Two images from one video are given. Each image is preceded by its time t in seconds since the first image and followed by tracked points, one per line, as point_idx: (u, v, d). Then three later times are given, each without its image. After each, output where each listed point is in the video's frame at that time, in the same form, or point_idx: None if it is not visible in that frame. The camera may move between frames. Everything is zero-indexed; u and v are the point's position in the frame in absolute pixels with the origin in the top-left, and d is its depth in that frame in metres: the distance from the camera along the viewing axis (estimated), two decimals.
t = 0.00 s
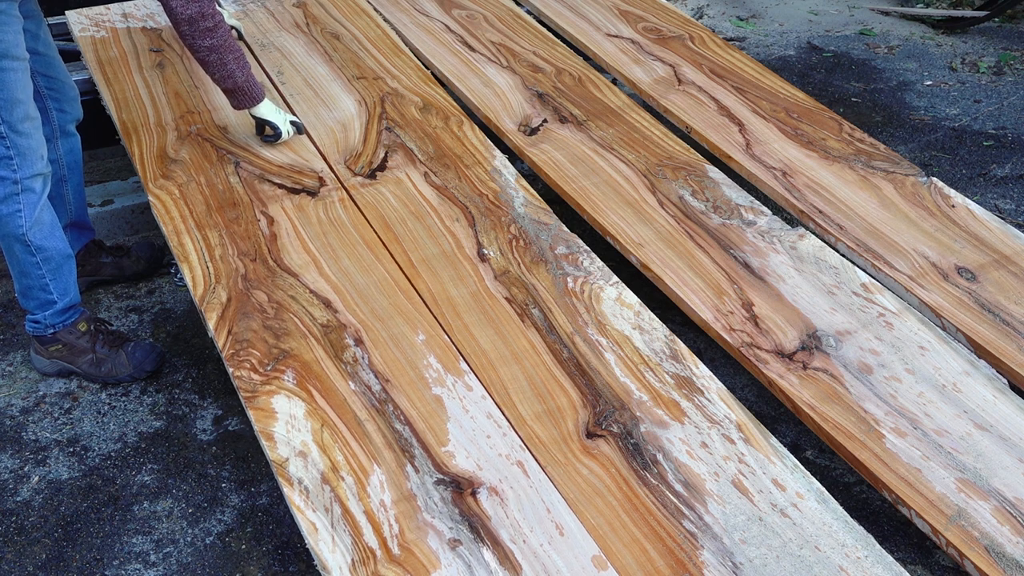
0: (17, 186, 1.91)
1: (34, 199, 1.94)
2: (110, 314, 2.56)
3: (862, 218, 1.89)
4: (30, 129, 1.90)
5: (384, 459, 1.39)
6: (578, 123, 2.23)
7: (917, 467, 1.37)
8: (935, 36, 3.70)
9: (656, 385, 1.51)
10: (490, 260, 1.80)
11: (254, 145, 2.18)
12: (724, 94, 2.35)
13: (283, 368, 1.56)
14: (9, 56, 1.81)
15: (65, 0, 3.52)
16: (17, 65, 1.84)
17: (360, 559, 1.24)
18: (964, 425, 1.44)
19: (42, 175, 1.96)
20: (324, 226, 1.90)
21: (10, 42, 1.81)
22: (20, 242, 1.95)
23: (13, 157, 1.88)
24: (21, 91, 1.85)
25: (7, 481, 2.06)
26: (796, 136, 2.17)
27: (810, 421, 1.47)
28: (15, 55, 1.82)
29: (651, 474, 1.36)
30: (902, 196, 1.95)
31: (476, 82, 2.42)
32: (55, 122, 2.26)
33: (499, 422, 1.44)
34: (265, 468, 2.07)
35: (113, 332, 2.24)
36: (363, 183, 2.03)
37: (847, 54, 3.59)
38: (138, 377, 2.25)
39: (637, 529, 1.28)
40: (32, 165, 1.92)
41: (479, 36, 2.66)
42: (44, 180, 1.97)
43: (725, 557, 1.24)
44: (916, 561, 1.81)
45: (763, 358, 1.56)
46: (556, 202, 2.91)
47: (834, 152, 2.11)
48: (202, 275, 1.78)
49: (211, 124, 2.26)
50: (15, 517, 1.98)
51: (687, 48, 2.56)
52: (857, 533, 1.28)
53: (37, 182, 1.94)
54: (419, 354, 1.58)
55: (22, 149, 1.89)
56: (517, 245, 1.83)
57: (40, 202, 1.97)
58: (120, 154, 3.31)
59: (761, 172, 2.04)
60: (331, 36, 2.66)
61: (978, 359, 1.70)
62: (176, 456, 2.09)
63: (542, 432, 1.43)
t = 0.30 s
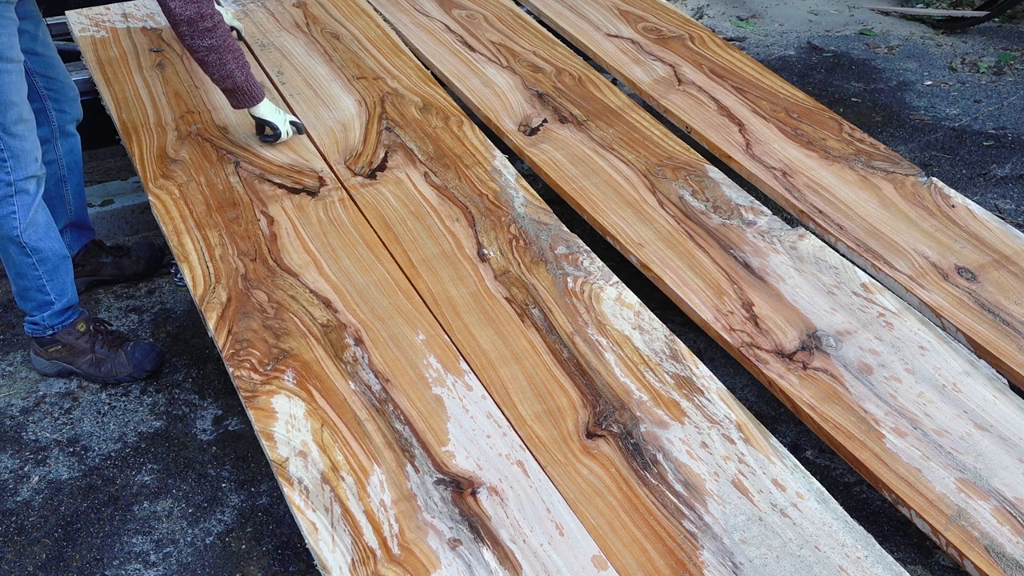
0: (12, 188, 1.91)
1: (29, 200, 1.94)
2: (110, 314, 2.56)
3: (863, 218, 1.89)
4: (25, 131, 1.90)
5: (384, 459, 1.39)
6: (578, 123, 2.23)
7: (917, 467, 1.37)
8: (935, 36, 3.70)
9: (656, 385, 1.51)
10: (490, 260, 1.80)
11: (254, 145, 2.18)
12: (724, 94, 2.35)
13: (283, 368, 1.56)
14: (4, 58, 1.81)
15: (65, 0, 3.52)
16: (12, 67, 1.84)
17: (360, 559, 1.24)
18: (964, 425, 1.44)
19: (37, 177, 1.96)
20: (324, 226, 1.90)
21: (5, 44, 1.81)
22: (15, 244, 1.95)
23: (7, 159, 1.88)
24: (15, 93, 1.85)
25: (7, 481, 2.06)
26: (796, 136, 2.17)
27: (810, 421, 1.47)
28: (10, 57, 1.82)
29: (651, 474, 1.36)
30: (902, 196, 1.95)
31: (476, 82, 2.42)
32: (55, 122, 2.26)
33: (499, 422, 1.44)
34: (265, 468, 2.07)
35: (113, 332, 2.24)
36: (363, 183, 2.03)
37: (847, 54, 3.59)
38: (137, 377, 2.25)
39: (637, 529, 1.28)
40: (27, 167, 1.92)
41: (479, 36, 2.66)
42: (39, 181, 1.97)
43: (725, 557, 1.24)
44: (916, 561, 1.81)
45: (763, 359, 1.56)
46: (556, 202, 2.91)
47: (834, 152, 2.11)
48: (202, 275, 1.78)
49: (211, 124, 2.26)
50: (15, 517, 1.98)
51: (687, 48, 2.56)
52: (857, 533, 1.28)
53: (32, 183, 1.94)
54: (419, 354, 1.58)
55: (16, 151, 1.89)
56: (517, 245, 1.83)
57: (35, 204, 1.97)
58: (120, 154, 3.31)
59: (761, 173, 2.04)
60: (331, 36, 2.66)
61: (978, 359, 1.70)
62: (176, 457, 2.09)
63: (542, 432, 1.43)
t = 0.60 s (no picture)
0: (12, 187, 1.90)
1: (29, 200, 1.94)
2: (110, 314, 2.56)
3: (863, 218, 1.89)
4: (24, 131, 1.90)
5: (384, 459, 1.39)
6: (578, 123, 2.23)
7: (917, 467, 1.37)
8: (935, 36, 3.70)
9: (656, 385, 1.51)
10: (490, 259, 1.80)
11: (254, 145, 2.18)
12: (724, 94, 2.35)
13: (283, 368, 1.56)
14: (4, 58, 1.81)
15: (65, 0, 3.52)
16: (11, 67, 1.84)
17: (360, 559, 1.24)
18: (964, 425, 1.44)
19: (37, 177, 1.96)
20: (324, 226, 1.90)
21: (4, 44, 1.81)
22: (15, 244, 1.95)
23: (6, 159, 1.88)
24: (14, 93, 1.85)
25: (7, 481, 2.06)
26: (796, 136, 2.17)
27: (810, 421, 1.47)
28: (9, 57, 1.82)
29: (651, 474, 1.36)
30: (902, 196, 1.95)
31: (476, 82, 2.42)
32: (56, 122, 2.26)
33: (499, 422, 1.44)
34: (265, 468, 2.07)
35: (113, 332, 2.24)
36: (363, 183, 2.03)
37: (847, 54, 3.59)
38: (138, 377, 2.25)
39: (637, 529, 1.28)
40: (26, 167, 1.92)
41: (479, 36, 2.66)
42: (38, 181, 1.97)
43: (725, 557, 1.24)
44: (916, 561, 1.81)
45: (763, 358, 1.56)
46: (556, 202, 2.91)
47: (834, 152, 2.11)
48: (202, 275, 1.78)
49: (211, 125, 2.26)
50: (15, 517, 1.97)
51: (687, 48, 2.56)
52: (857, 533, 1.28)
53: (31, 183, 1.94)
54: (419, 354, 1.58)
55: (15, 151, 1.89)
56: (517, 245, 1.83)
57: (35, 204, 1.97)
58: (120, 154, 3.31)
59: (761, 173, 2.04)
60: (331, 36, 2.66)
61: (978, 359, 1.70)
62: (176, 457, 2.09)
63: (542, 432, 1.43)
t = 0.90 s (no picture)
0: (13, 187, 1.91)
1: (29, 201, 1.94)
2: (110, 314, 2.56)
3: (863, 218, 1.89)
4: (25, 131, 1.90)
5: (384, 459, 1.39)
6: (578, 123, 2.23)
7: (916, 467, 1.37)
8: (935, 36, 3.70)
9: (656, 385, 1.51)
10: (490, 259, 1.80)
11: (254, 145, 2.18)
12: (724, 94, 2.35)
13: (283, 368, 1.56)
14: (5, 58, 1.81)
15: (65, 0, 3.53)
16: (12, 68, 1.84)
17: (361, 559, 1.24)
18: (964, 425, 1.44)
19: (38, 177, 1.96)
20: (324, 226, 1.90)
21: (5, 45, 1.81)
22: (16, 244, 1.95)
23: (7, 158, 1.88)
24: (16, 93, 1.85)
25: (7, 481, 2.06)
26: (796, 136, 2.17)
27: (810, 421, 1.47)
28: (10, 57, 1.82)
29: (651, 474, 1.36)
30: (902, 196, 1.95)
31: (476, 82, 2.42)
32: (61, 122, 2.27)
33: (499, 422, 1.44)
34: (265, 468, 2.07)
35: (113, 332, 2.24)
36: (362, 183, 2.03)
37: (847, 54, 3.59)
38: (138, 377, 2.25)
39: (637, 529, 1.28)
40: (27, 168, 1.92)
41: (479, 36, 2.66)
42: (40, 181, 1.98)
43: (725, 557, 1.24)
44: (916, 561, 1.81)
45: (763, 359, 1.56)
46: (556, 203, 2.91)
47: (834, 152, 2.11)
48: (202, 275, 1.78)
49: (212, 125, 2.26)
50: (15, 517, 1.97)
51: (687, 48, 2.56)
52: (857, 533, 1.28)
53: (31, 184, 1.94)
54: (419, 354, 1.58)
55: (16, 151, 1.89)
56: (517, 245, 1.83)
57: (36, 205, 1.97)
58: (120, 154, 3.31)
59: (761, 172, 2.04)
60: (331, 36, 2.66)
61: (978, 359, 1.70)
62: (176, 456, 2.09)
63: (542, 432, 1.43)
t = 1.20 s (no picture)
0: (16, 187, 1.92)
1: (32, 199, 1.95)
2: (110, 314, 2.56)
3: (863, 218, 1.89)
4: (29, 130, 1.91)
5: (384, 459, 1.39)
6: (578, 123, 2.23)
7: (917, 467, 1.37)
8: (935, 36, 3.70)
9: (656, 385, 1.51)
10: (490, 260, 1.80)
11: (254, 145, 2.18)
12: (724, 94, 2.35)
13: (283, 368, 1.56)
14: (7, 57, 1.81)
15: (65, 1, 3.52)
16: (15, 67, 1.83)
17: (360, 559, 1.24)
18: (964, 425, 1.44)
19: (41, 176, 1.97)
20: (324, 226, 1.90)
21: (7, 44, 1.80)
22: (18, 243, 1.96)
23: (10, 157, 1.89)
24: (19, 93, 1.85)
25: (7, 481, 2.06)
26: (796, 136, 2.17)
27: (810, 421, 1.47)
28: (13, 57, 1.82)
29: (651, 474, 1.36)
30: (902, 196, 1.95)
31: (476, 82, 2.42)
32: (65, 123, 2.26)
33: (499, 422, 1.44)
34: (265, 468, 2.07)
35: (114, 332, 2.24)
36: (362, 183, 2.03)
37: (847, 54, 3.59)
38: (138, 377, 2.25)
39: (637, 529, 1.28)
40: (31, 167, 1.93)
41: (479, 36, 2.66)
42: (44, 181, 1.98)
43: (725, 557, 1.24)
44: (916, 561, 1.81)
45: (763, 359, 1.56)
46: (556, 202, 2.91)
47: (834, 152, 2.11)
48: (202, 275, 1.78)
49: (211, 125, 2.26)
50: (15, 517, 1.97)
51: (687, 48, 2.56)
52: (857, 533, 1.28)
53: (35, 182, 1.95)
54: (419, 354, 1.58)
55: (20, 150, 1.90)
56: (517, 245, 1.83)
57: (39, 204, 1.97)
58: (119, 153, 3.31)
59: (761, 173, 2.04)
60: (331, 36, 2.66)
61: (978, 359, 1.70)
62: (176, 457, 2.09)
63: (542, 432, 1.43)
